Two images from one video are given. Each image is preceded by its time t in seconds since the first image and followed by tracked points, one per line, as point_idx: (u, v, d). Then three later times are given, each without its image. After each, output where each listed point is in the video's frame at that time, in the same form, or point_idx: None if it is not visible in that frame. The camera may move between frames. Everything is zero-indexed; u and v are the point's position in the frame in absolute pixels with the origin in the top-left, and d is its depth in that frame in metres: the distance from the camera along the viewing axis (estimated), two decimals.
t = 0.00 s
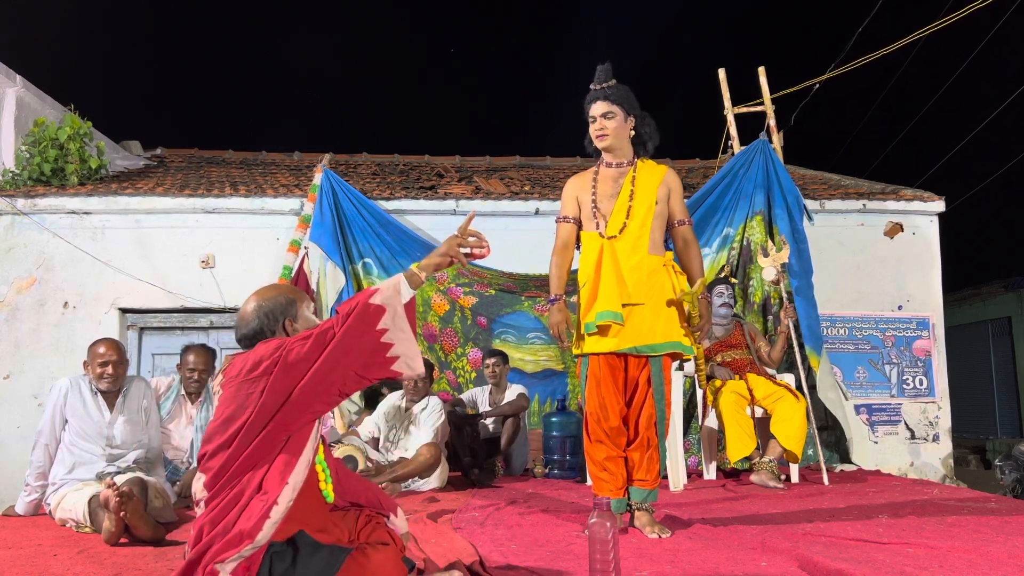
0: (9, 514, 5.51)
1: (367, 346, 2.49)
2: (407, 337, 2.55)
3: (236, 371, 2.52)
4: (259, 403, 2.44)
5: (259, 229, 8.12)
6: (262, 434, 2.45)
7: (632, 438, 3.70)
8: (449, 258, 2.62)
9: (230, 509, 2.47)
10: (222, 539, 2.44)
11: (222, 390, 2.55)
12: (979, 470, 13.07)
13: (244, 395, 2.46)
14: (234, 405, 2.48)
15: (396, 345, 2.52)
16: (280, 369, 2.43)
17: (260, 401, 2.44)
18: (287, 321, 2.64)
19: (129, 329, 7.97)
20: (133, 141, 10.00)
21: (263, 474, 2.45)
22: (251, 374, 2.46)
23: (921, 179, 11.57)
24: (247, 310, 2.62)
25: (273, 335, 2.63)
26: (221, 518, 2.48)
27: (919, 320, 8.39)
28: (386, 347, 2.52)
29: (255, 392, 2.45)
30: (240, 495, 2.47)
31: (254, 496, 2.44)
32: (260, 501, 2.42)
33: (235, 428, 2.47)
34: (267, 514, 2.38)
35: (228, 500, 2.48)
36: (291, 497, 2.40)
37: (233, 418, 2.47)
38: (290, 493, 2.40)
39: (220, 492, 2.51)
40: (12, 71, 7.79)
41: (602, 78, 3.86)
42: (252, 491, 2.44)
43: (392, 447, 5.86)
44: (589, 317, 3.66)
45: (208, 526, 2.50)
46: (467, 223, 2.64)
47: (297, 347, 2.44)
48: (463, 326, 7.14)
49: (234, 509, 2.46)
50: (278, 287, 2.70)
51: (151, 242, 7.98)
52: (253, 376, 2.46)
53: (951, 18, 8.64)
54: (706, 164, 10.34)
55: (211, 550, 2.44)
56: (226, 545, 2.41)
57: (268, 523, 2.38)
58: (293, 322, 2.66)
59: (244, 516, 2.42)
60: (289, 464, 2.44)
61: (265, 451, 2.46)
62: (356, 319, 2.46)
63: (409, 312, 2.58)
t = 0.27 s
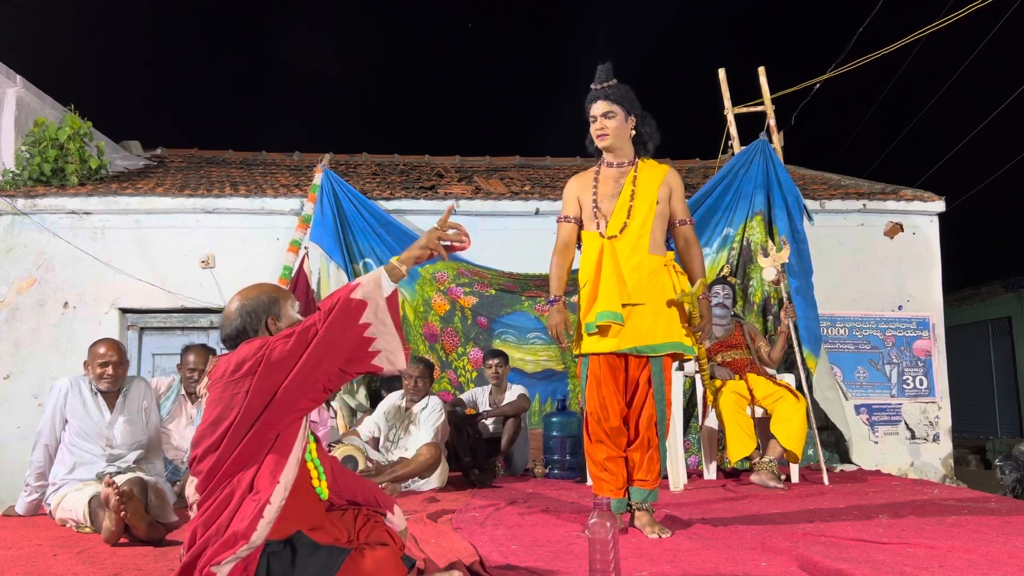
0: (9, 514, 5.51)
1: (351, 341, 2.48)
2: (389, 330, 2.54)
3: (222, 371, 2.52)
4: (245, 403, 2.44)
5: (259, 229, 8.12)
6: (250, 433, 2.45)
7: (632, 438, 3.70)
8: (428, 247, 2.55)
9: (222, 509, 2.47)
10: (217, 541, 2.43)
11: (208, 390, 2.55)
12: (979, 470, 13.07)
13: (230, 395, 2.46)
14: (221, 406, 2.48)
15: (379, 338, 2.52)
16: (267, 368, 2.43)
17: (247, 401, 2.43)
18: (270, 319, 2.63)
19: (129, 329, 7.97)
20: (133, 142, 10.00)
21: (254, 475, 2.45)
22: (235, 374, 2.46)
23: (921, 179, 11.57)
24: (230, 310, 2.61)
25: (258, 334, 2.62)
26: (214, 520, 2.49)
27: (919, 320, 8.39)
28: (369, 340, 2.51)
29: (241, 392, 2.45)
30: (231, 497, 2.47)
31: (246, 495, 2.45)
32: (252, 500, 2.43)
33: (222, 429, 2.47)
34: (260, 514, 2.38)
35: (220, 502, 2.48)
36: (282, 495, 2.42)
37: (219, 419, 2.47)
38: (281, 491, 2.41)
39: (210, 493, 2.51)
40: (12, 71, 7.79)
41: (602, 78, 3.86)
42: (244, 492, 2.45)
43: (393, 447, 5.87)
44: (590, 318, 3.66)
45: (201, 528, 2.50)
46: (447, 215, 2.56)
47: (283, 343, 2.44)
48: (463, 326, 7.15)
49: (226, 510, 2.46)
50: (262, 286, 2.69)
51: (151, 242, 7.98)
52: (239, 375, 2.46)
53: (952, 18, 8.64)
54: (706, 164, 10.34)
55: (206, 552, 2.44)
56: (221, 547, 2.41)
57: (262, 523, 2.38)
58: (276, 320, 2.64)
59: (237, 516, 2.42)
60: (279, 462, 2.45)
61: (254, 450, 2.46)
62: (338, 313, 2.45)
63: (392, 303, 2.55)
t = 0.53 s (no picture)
0: (9, 514, 5.51)
1: (342, 341, 2.49)
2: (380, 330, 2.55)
3: (212, 373, 2.52)
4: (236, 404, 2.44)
5: (259, 229, 8.12)
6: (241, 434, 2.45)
7: (632, 438, 3.70)
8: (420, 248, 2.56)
9: (216, 510, 2.47)
10: (213, 543, 2.43)
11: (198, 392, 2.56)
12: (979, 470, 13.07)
13: (220, 397, 2.46)
14: (211, 409, 2.48)
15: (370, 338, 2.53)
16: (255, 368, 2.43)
17: (237, 402, 2.43)
18: (261, 320, 2.62)
19: (129, 329, 7.97)
20: (133, 141, 10.00)
21: (247, 476, 2.45)
22: (226, 375, 2.46)
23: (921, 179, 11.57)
24: (221, 310, 2.61)
25: (247, 333, 2.61)
26: (208, 522, 2.48)
27: (918, 320, 8.39)
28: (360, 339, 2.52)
29: (231, 394, 2.45)
30: (224, 498, 2.46)
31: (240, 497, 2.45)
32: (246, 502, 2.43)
33: (213, 431, 2.47)
34: (255, 515, 2.38)
35: (213, 503, 2.47)
36: (277, 495, 2.42)
37: (210, 421, 2.47)
38: (276, 492, 2.42)
39: (204, 496, 2.50)
40: (12, 71, 7.79)
41: (603, 77, 3.85)
42: (237, 492, 2.44)
43: (392, 446, 5.88)
44: (589, 317, 3.67)
45: (196, 530, 2.50)
46: (437, 217, 2.57)
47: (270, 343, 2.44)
48: (463, 326, 7.15)
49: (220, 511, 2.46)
50: (254, 288, 2.68)
51: (151, 242, 7.98)
52: (229, 377, 2.46)
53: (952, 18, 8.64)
54: (706, 164, 10.34)
55: (202, 555, 2.44)
56: (218, 549, 2.41)
57: (258, 523, 2.39)
58: (267, 321, 2.64)
59: (232, 518, 2.42)
60: (273, 463, 2.45)
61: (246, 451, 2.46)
62: (329, 314, 2.45)
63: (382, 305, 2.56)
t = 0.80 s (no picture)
0: (9, 514, 5.51)
1: (340, 373, 2.39)
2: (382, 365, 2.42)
3: (201, 383, 2.52)
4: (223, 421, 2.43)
5: (259, 230, 8.12)
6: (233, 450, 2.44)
7: (632, 438, 3.70)
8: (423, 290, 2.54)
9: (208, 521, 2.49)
10: (206, 554, 2.46)
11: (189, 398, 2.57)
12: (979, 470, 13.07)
13: (209, 410, 2.47)
14: (200, 422, 2.49)
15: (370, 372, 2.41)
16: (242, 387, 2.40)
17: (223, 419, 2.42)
18: (249, 324, 2.60)
19: (129, 329, 7.97)
20: (133, 141, 10.00)
21: (236, 491, 2.45)
22: (221, 389, 2.46)
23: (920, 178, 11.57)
24: (234, 302, 2.68)
25: (235, 334, 2.61)
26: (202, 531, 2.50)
27: (918, 320, 8.39)
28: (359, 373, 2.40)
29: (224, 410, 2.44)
30: (214, 510, 2.48)
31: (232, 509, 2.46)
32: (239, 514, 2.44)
33: (201, 444, 2.48)
34: (247, 530, 2.39)
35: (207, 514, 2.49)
36: (269, 509, 2.41)
37: (199, 433, 2.49)
38: (268, 506, 2.41)
39: (196, 507, 2.53)
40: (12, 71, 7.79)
41: (603, 77, 3.85)
42: (230, 505, 2.45)
43: (392, 446, 5.87)
44: (590, 317, 3.67)
45: (190, 538, 2.53)
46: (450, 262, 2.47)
47: (258, 363, 2.40)
48: (463, 326, 7.16)
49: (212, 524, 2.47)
50: (273, 294, 2.68)
51: (151, 242, 7.98)
52: (218, 391, 2.46)
53: (952, 18, 8.63)
54: (706, 164, 10.34)
55: (195, 564, 2.47)
56: (210, 561, 2.43)
57: (251, 538, 2.39)
58: (256, 328, 2.60)
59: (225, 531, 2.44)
60: (264, 477, 2.44)
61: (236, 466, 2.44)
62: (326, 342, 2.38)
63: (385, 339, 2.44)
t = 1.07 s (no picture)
0: (9, 514, 5.52)
1: (360, 447, 2.44)
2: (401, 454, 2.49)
3: (216, 394, 2.45)
4: (233, 443, 2.40)
5: (259, 230, 8.11)
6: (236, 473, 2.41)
7: (632, 438, 3.70)
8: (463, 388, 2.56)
9: (204, 534, 2.47)
10: (198, 567, 2.45)
11: (201, 402, 2.51)
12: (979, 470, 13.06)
13: (219, 426, 2.41)
14: (210, 434, 2.44)
15: (389, 456, 2.48)
16: (261, 418, 2.37)
17: (234, 443, 2.39)
18: (260, 323, 2.60)
19: (129, 329, 7.97)
20: (133, 141, 10.00)
21: (236, 507, 2.42)
22: (234, 410, 2.40)
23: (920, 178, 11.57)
24: (240, 302, 2.67)
25: (246, 332, 2.61)
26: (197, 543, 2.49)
27: (918, 320, 8.39)
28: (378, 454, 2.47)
29: (235, 433, 2.39)
30: (210, 524, 2.46)
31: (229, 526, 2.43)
32: (236, 532, 2.42)
33: (207, 458, 2.44)
34: (243, 549, 2.37)
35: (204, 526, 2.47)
36: (265, 528, 2.39)
37: (206, 446, 2.44)
38: (265, 524, 2.39)
39: (196, 515, 2.51)
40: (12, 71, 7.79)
41: (605, 78, 3.84)
42: (227, 522, 2.43)
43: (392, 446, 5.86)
44: (590, 317, 3.67)
45: (185, 547, 2.51)
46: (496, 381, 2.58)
47: (286, 401, 2.38)
48: (463, 326, 7.14)
49: (207, 537, 2.45)
50: (283, 292, 2.68)
51: (151, 242, 7.98)
52: (233, 410, 2.40)
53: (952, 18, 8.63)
54: (706, 164, 10.33)
55: None
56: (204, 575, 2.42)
57: (246, 556, 2.37)
58: (267, 327, 2.60)
59: (221, 547, 2.42)
60: (262, 498, 2.41)
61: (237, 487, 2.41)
62: (357, 415, 2.44)
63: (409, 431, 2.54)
